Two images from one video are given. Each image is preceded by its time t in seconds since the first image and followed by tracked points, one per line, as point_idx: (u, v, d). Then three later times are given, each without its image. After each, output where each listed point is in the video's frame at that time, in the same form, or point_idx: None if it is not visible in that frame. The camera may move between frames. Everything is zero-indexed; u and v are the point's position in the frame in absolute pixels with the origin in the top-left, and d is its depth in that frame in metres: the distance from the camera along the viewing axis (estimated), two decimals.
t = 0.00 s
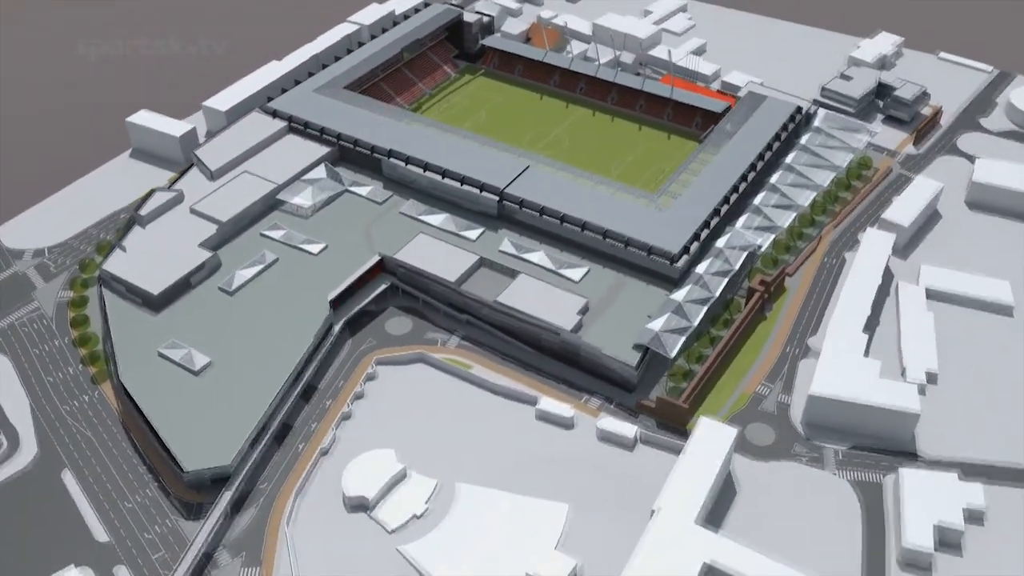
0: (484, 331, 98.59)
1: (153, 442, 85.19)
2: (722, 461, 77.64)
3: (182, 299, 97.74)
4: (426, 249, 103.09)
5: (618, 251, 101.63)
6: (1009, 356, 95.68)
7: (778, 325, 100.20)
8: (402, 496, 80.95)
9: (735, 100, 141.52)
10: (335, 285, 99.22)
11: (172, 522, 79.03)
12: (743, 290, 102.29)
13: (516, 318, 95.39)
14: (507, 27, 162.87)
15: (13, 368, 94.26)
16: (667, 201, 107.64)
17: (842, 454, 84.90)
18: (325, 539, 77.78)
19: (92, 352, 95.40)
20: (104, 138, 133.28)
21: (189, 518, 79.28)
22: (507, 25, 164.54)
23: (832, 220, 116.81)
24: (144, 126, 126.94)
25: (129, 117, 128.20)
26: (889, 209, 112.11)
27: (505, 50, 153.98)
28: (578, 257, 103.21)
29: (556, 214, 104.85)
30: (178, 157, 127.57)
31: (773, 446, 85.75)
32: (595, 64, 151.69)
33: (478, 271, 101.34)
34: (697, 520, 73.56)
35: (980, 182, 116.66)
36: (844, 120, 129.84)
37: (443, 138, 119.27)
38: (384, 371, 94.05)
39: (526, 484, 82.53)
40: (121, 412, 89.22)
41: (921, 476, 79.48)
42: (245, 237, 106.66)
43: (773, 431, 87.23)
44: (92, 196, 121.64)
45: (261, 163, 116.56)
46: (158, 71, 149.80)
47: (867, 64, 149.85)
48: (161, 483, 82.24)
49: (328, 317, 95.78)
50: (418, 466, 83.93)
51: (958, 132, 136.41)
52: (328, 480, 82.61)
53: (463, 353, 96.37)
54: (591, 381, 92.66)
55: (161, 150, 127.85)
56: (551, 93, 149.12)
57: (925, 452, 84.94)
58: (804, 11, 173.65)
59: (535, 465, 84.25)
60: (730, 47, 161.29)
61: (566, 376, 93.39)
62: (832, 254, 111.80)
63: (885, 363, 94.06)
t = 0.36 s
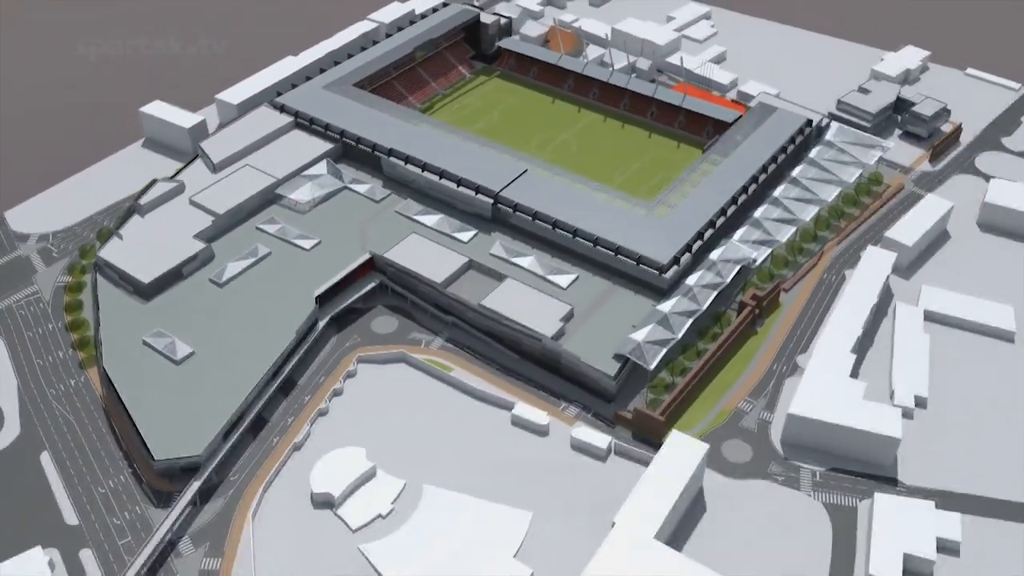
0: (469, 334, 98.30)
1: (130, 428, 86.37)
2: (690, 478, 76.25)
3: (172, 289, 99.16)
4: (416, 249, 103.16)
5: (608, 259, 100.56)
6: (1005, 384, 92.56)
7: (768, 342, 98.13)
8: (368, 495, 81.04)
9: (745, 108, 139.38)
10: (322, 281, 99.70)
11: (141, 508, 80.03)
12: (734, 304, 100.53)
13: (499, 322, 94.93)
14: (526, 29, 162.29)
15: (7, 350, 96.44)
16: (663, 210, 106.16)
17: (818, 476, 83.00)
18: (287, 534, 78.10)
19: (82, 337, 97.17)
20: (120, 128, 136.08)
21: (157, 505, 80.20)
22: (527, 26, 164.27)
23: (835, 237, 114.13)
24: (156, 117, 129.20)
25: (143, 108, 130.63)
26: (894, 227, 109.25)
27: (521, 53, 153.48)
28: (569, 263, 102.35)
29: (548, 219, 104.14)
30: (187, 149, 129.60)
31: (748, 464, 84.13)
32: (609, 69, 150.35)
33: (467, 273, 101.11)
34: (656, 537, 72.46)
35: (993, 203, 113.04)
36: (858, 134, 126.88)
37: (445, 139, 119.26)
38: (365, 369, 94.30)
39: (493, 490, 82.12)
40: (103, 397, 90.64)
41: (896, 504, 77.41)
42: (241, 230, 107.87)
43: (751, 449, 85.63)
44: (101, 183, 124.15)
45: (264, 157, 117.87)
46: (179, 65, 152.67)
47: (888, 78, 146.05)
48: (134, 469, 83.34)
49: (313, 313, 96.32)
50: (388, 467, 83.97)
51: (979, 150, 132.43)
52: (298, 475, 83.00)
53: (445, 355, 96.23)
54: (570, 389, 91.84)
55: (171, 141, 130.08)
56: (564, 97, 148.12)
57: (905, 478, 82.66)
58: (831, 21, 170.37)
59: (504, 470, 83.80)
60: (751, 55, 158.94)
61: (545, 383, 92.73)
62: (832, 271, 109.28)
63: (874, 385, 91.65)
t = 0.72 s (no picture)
0: (452, 335, 98.23)
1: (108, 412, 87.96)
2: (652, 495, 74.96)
3: (164, 277, 100.88)
4: (406, 249, 103.45)
5: (595, 267, 99.55)
6: (996, 416, 89.47)
7: (753, 358, 96.17)
8: (332, 491, 81.41)
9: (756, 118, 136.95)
10: (309, 275, 100.47)
11: (110, 491, 81.42)
12: (722, 319, 98.82)
13: (479, 325, 94.64)
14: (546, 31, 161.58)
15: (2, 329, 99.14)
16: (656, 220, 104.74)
17: (789, 497, 81.19)
18: (248, 524, 78.77)
19: (74, 321, 99.37)
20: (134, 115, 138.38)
21: (125, 489, 81.51)
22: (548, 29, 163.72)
23: (837, 254, 111.40)
24: (169, 107, 131.48)
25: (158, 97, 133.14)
26: (896, 247, 106.37)
27: (537, 57, 153.07)
28: (557, 269, 101.64)
29: (539, 224, 103.51)
30: (199, 139, 131.84)
31: (718, 482, 82.69)
32: (624, 75, 148.97)
33: (454, 275, 101.00)
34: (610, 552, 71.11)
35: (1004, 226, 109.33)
36: (870, 150, 123.57)
37: (446, 140, 119.41)
38: (344, 366, 94.85)
39: (457, 493, 81.83)
40: (87, 380, 92.47)
41: (863, 531, 75.42)
42: (238, 222, 109.36)
43: (723, 466, 84.09)
44: (112, 169, 126.85)
45: (267, 151, 119.32)
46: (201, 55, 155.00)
47: (910, 95, 142.28)
48: (107, 453, 84.81)
49: (298, 307, 97.14)
50: (354, 464, 84.29)
51: (1000, 170, 127.94)
52: (265, 466, 83.69)
53: (426, 355, 96.27)
54: (547, 396, 91.12)
55: (183, 131, 132.35)
56: (577, 102, 146.98)
57: (879, 506, 80.54)
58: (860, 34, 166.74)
59: (470, 473, 83.46)
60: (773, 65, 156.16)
61: (522, 388, 92.20)
62: (829, 289, 106.75)
63: (858, 408, 89.43)
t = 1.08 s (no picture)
0: (435, 336, 98.43)
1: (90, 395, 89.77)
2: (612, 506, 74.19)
3: (158, 266, 102.82)
4: (396, 247, 103.95)
5: (582, 273, 98.82)
6: (980, 446, 87.12)
7: (737, 372, 94.54)
8: (299, 484, 82.05)
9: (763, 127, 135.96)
10: (298, 269, 101.39)
11: (84, 473, 83.08)
12: (708, 331, 97.43)
13: (460, 327, 94.61)
14: (565, 35, 160.87)
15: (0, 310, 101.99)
16: (647, 228, 103.63)
17: (756, 516, 79.81)
18: (214, 513, 79.75)
19: (69, 305, 101.77)
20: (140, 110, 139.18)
21: (99, 472, 83.09)
22: (566, 33, 163.39)
23: (836, 270, 109.08)
24: (182, 98, 134.07)
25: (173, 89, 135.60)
26: (894, 266, 103.81)
27: (552, 61, 152.43)
28: (544, 274, 101.17)
29: (529, 228, 103.09)
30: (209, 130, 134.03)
31: (686, 496, 81.59)
32: (637, 82, 147.74)
33: (442, 275, 101.16)
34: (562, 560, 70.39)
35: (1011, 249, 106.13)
36: (880, 166, 120.76)
37: (447, 141, 119.60)
38: (326, 361, 95.60)
39: (422, 493, 81.73)
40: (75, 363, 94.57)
41: (826, 554, 73.97)
42: (235, 215, 111.01)
43: (693, 480, 82.98)
44: (122, 157, 129.46)
45: (271, 146, 120.91)
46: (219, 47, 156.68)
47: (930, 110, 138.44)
48: (86, 435, 86.56)
49: (285, 301, 98.17)
50: (325, 459, 84.84)
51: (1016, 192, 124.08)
52: (237, 457, 84.66)
53: (407, 354, 96.60)
54: (523, 401, 90.78)
55: (194, 122, 134.65)
56: (589, 107, 146.04)
57: (848, 529, 78.89)
58: (886, 47, 163.14)
59: (437, 474, 83.31)
60: (791, 76, 153.78)
61: (498, 391, 91.96)
62: (823, 306, 104.57)
63: (838, 429, 87.59)
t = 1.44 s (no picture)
0: (418, 335, 98.79)
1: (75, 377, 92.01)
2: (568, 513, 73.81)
3: (153, 254, 105.03)
4: (385, 245, 104.62)
5: (566, 278, 98.28)
6: (960, 473, 84.74)
7: (718, 386, 93.29)
8: (266, 475, 82.92)
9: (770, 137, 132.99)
10: (288, 263, 102.58)
11: (61, 453, 85.26)
12: (691, 343, 96.32)
13: (440, 327, 94.78)
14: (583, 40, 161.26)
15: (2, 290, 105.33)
16: (636, 236, 102.80)
17: (719, 532, 78.78)
18: (180, 498, 81.09)
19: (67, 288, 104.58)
20: (140, 111, 139.75)
21: (74, 452, 85.15)
22: (585, 38, 163.06)
23: (833, 287, 106.98)
24: (197, 89, 136.81)
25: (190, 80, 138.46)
26: (889, 286, 101.45)
27: (566, 65, 151.65)
28: (530, 277, 100.96)
29: (518, 231, 102.80)
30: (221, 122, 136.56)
31: (650, 508, 80.75)
32: (649, 89, 146.46)
33: (428, 275, 101.55)
34: (510, 565, 70.25)
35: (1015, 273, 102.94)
36: (887, 183, 118.00)
37: (447, 141, 119.80)
38: (307, 354, 96.63)
39: (385, 489, 82.15)
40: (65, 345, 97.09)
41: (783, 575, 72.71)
42: (234, 207, 112.87)
43: (658, 493, 82.13)
44: (135, 145, 132.50)
45: (275, 140, 122.63)
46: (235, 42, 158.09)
47: (948, 127, 134.69)
48: (66, 416, 88.77)
49: (271, 293, 99.44)
50: (294, 451, 85.70)
51: None
52: (209, 444, 86.05)
53: (388, 352, 97.12)
54: (497, 404, 90.63)
55: (207, 113, 137.25)
56: (600, 112, 145.04)
57: (812, 551, 77.45)
58: (912, 61, 159.25)
59: (403, 471, 83.65)
60: (809, 89, 151.22)
61: (474, 392, 91.99)
62: (815, 322, 102.64)
63: (814, 449, 85.93)
